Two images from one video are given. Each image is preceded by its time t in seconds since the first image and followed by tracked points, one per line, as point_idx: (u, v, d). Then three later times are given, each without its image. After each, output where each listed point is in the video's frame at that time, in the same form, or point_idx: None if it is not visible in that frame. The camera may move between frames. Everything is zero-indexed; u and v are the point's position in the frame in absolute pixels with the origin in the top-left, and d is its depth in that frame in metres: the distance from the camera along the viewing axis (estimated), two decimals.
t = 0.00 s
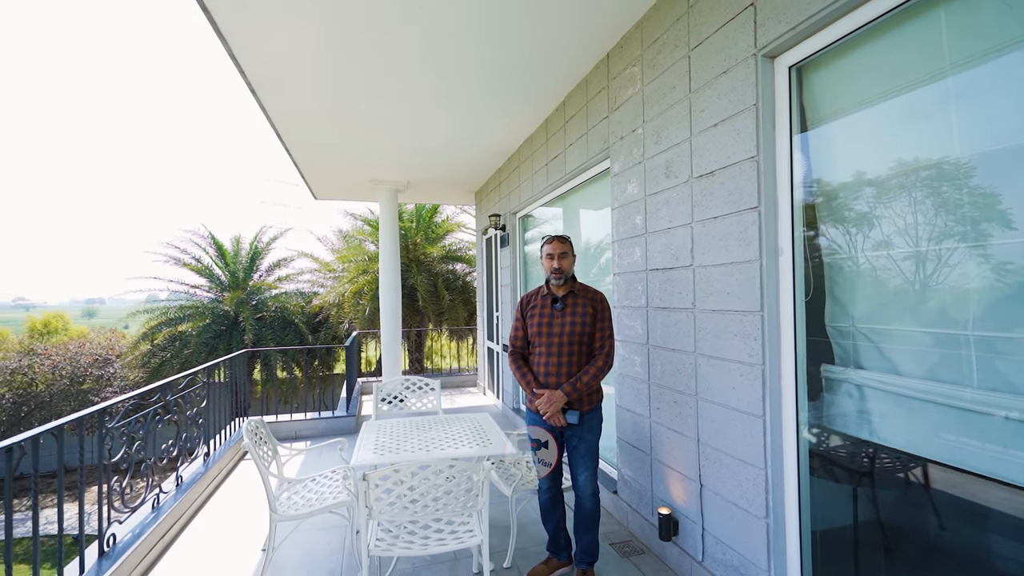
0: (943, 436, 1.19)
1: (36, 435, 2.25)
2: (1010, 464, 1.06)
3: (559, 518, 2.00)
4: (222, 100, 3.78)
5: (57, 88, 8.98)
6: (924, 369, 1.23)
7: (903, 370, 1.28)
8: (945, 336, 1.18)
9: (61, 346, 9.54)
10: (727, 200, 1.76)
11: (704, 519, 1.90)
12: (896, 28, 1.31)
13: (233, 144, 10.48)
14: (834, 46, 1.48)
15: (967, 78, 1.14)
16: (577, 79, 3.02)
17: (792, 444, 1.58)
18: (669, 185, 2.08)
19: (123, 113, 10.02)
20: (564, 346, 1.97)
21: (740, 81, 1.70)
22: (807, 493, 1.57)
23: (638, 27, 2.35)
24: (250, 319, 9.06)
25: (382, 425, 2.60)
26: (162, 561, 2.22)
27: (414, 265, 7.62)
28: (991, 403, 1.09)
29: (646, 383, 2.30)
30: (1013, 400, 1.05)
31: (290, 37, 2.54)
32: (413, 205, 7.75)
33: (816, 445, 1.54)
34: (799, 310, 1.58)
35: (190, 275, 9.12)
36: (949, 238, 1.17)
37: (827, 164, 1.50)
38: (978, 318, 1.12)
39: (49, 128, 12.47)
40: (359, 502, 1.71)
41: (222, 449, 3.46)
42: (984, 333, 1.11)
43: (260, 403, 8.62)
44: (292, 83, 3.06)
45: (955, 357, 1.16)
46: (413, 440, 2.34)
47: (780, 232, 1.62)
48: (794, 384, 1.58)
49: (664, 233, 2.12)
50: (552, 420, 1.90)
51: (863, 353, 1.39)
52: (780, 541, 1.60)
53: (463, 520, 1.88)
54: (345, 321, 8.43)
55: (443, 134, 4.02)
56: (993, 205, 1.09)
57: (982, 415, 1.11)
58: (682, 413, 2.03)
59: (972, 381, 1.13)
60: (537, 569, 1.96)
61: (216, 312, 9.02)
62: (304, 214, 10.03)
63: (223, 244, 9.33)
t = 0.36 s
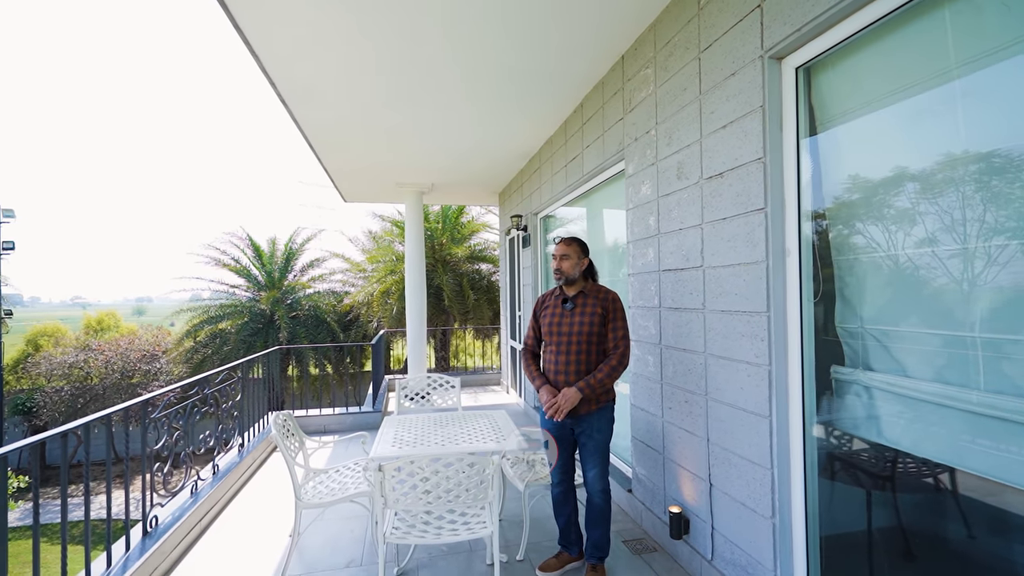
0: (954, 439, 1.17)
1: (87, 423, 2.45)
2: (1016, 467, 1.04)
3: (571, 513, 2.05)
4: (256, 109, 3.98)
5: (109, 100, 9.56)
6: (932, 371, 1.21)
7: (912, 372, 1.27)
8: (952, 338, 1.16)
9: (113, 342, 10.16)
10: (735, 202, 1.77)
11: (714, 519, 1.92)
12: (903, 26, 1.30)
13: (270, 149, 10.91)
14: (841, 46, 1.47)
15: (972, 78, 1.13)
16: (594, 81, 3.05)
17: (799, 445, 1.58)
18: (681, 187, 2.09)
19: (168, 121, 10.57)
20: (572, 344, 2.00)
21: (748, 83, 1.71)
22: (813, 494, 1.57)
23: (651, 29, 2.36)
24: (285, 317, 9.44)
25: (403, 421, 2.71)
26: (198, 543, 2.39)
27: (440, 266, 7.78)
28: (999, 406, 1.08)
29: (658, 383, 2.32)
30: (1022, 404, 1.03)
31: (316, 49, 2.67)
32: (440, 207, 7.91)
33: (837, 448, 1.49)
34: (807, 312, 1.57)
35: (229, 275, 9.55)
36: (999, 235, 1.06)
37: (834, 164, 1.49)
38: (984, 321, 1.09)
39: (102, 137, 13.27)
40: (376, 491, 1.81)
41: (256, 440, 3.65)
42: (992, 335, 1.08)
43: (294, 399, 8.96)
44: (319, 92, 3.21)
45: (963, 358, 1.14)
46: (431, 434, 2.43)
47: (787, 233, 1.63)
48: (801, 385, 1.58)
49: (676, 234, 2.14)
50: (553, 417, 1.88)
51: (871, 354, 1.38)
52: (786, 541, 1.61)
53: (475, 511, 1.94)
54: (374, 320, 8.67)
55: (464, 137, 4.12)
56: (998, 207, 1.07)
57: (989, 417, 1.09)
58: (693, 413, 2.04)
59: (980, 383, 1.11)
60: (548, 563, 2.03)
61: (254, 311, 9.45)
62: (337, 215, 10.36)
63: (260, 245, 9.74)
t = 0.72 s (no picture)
0: (949, 437, 1.18)
1: (113, 414, 2.57)
2: (1011, 465, 1.05)
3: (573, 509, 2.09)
4: (274, 113, 4.09)
5: (142, 106, 9.91)
6: (927, 369, 1.22)
7: (909, 371, 1.27)
8: (945, 337, 1.17)
9: (140, 339, 10.50)
10: (735, 202, 1.78)
11: (714, 516, 1.94)
12: (899, 26, 1.30)
13: (289, 151, 11.14)
14: (837, 47, 1.48)
15: (965, 77, 1.13)
16: (601, 83, 3.08)
17: (796, 443, 1.60)
18: (684, 187, 2.12)
19: (194, 123, 10.87)
20: (573, 344, 2.05)
21: (747, 84, 1.72)
22: (809, 492, 1.59)
23: (656, 31, 2.38)
24: (304, 316, 9.67)
25: (413, 416, 2.78)
26: (218, 530, 2.49)
27: (453, 265, 7.88)
28: (991, 405, 1.08)
29: (662, 381, 2.35)
30: (1014, 402, 1.04)
31: (330, 55, 2.75)
32: (453, 207, 7.99)
33: (844, 448, 1.47)
34: (804, 312, 1.59)
35: (251, 274, 9.80)
36: None
37: (831, 165, 1.50)
38: (977, 320, 1.10)
39: (133, 141, 13.74)
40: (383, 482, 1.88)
41: (272, 434, 3.76)
42: (985, 334, 1.09)
43: (313, 395, 9.16)
44: (334, 97, 3.30)
45: (955, 356, 1.15)
46: (440, 429, 2.49)
47: (785, 233, 1.64)
48: (798, 383, 1.60)
49: (679, 234, 2.17)
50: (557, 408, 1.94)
51: (870, 353, 1.39)
52: (783, 539, 1.63)
53: (479, 503, 2.00)
54: (389, 319, 8.83)
55: (475, 139, 4.18)
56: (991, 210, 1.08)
57: (981, 416, 1.10)
58: (695, 410, 2.07)
59: (972, 383, 1.12)
60: (551, 557, 2.09)
61: (274, 309, 9.68)
62: (354, 215, 10.54)
63: (279, 245, 9.97)
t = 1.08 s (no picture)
0: (946, 436, 1.18)
1: (137, 407, 2.69)
2: (1009, 462, 1.04)
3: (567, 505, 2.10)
4: (291, 118, 4.21)
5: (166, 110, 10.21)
6: (917, 367, 1.24)
7: (902, 370, 1.29)
8: (932, 335, 1.19)
9: (164, 337, 10.84)
10: (731, 202, 1.82)
11: (713, 511, 1.98)
12: (887, 29, 1.33)
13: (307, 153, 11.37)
14: (828, 50, 1.51)
15: (947, 79, 1.16)
16: (607, 84, 3.11)
17: (789, 439, 1.63)
18: (684, 187, 2.15)
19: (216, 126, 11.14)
20: (581, 348, 2.01)
21: (743, 86, 1.75)
22: (802, 487, 1.62)
23: (658, 33, 2.42)
24: (321, 314, 9.88)
25: (421, 411, 2.86)
26: (236, 518, 2.61)
27: (466, 265, 7.98)
28: (979, 402, 1.10)
29: (664, 379, 2.38)
30: (999, 400, 1.06)
31: (343, 62, 2.84)
32: (466, 207, 8.09)
33: (850, 448, 1.45)
34: (798, 311, 1.62)
35: (269, 274, 10.02)
36: None
37: (825, 167, 1.53)
38: (961, 319, 1.12)
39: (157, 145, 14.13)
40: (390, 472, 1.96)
41: (289, 429, 3.89)
42: (968, 332, 1.11)
43: (330, 392, 9.36)
44: (347, 102, 3.39)
45: (943, 354, 1.17)
46: (447, 424, 2.57)
47: (779, 233, 1.67)
48: (791, 380, 1.63)
49: (680, 234, 2.20)
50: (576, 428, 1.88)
51: (863, 352, 1.41)
52: (777, 534, 1.66)
53: (482, 496, 2.07)
54: (403, 317, 8.97)
55: (485, 140, 4.24)
56: (973, 213, 1.10)
57: (968, 412, 1.12)
58: (694, 407, 2.10)
59: (960, 380, 1.14)
60: (546, 557, 2.10)
61: (292, 307, 9.91)
62: (369, 215, 10.70)
63: (297, 245, 10.21)
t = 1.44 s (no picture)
0: (944, 438, 1.19)
1: (165, 403, 2.83)
2: (1010, 463, 1.04)
3: (568, 521, 1.94)
4: (309, 124, 4.33)
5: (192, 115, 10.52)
6: (914, 371, 1.26)
7: (900, 371, 1.30)
8: (928, 339, 1.21)
9: (190, 334, 11.18)
10: (734, 207, 1.84)
11: (717, 511, 2.00)
12: (884, 36, 1.34)
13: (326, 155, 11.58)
14: (827, 57, 1.52)
15: (942, 86, 1.17)
16: (616, 88, 3.14)
17: (790, 441, 1.65)
18: (689, 191, 2.17)
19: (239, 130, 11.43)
20: (590, 352, 1.99)
21: (745, 92, 1.77)
22: (802, 487, 1.64)
23: (665, 38, 2.44)
24: (340, 314, 10.10)
25: (433, 410, 2.93)
26: (257, 511, 2.73)
27: (481, 265, 8.08)
28: (971, 406, 1.11)
29: (670, 380, 2.41)
30: (991, 404, 1.07)
31: (359, 72, 2.92)
32: (481, 208, 8.17)
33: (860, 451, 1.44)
34: (798, 313, 1.64)
35: (290, 274, 10.25)
36: None
37: (824, 172, 1.54)
38: (957, 323, 1.14)
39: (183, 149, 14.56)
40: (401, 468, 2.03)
41: (307, 425, 4.02)
42: (963, 338, 1.13)
43: (348, 390, 9.55)
44: (362, 109, 3.48)
45: (939, 359, 1.18)
46: (456, 423, 2.64)
47: (780, 237, 1.69)
48: (792, 383, 1.65)
49: (685, 237, 2.22)
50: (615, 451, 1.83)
51: (862, 356, 1.42)
52: (778, 533, 1.69)
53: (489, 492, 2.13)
54: (420, 317, 9.11)
55: (499, 143, 4.29)
56: (963, 220, 1.12)
57: (962, 416, 1.13)
58: (699, 409, 2.13)
59: (955, 384, 1.15)
60: None
61: (312, 307, 10.13)
62: (386, 216, 10.85)
63: (317, 246, 10.42)
